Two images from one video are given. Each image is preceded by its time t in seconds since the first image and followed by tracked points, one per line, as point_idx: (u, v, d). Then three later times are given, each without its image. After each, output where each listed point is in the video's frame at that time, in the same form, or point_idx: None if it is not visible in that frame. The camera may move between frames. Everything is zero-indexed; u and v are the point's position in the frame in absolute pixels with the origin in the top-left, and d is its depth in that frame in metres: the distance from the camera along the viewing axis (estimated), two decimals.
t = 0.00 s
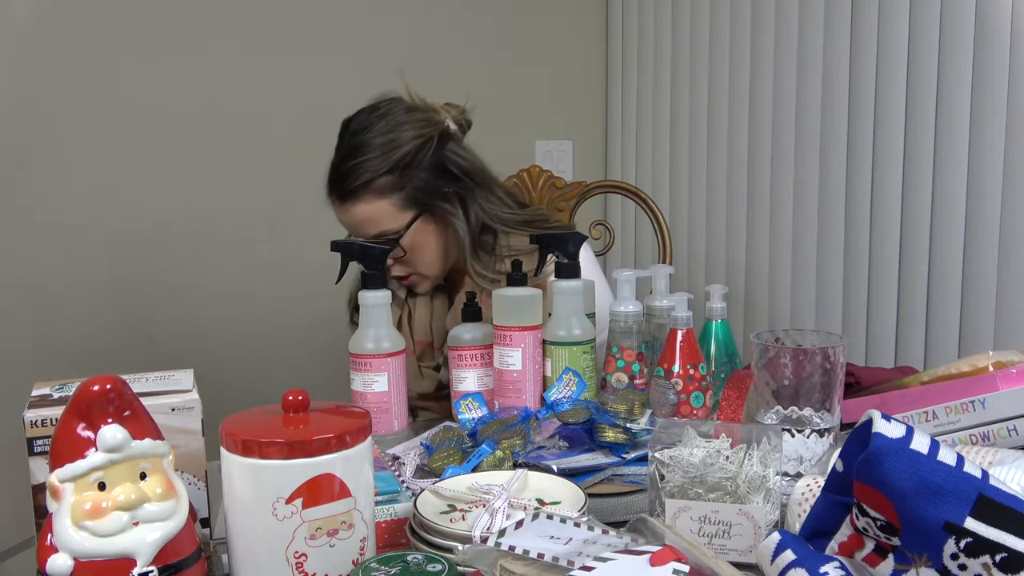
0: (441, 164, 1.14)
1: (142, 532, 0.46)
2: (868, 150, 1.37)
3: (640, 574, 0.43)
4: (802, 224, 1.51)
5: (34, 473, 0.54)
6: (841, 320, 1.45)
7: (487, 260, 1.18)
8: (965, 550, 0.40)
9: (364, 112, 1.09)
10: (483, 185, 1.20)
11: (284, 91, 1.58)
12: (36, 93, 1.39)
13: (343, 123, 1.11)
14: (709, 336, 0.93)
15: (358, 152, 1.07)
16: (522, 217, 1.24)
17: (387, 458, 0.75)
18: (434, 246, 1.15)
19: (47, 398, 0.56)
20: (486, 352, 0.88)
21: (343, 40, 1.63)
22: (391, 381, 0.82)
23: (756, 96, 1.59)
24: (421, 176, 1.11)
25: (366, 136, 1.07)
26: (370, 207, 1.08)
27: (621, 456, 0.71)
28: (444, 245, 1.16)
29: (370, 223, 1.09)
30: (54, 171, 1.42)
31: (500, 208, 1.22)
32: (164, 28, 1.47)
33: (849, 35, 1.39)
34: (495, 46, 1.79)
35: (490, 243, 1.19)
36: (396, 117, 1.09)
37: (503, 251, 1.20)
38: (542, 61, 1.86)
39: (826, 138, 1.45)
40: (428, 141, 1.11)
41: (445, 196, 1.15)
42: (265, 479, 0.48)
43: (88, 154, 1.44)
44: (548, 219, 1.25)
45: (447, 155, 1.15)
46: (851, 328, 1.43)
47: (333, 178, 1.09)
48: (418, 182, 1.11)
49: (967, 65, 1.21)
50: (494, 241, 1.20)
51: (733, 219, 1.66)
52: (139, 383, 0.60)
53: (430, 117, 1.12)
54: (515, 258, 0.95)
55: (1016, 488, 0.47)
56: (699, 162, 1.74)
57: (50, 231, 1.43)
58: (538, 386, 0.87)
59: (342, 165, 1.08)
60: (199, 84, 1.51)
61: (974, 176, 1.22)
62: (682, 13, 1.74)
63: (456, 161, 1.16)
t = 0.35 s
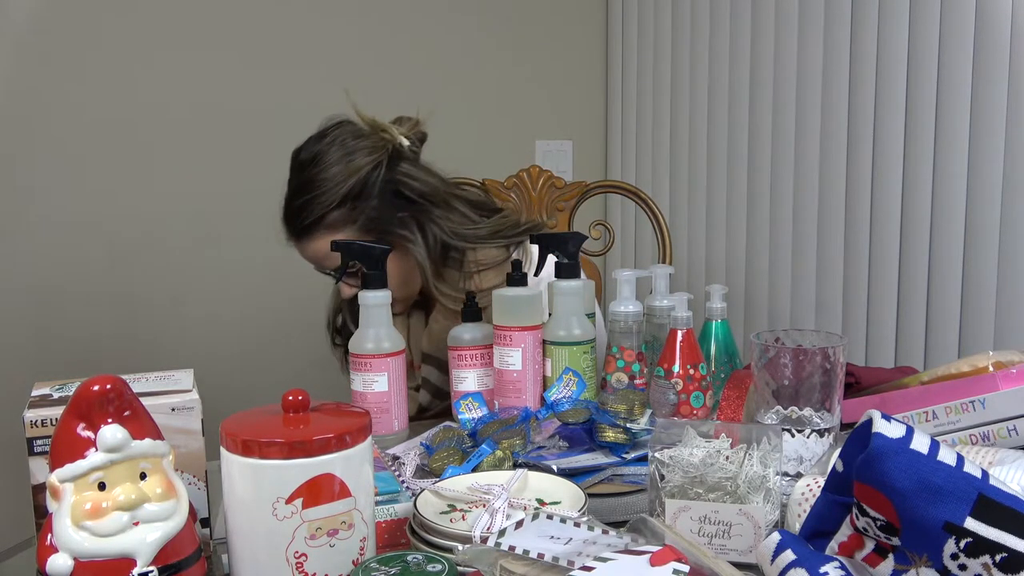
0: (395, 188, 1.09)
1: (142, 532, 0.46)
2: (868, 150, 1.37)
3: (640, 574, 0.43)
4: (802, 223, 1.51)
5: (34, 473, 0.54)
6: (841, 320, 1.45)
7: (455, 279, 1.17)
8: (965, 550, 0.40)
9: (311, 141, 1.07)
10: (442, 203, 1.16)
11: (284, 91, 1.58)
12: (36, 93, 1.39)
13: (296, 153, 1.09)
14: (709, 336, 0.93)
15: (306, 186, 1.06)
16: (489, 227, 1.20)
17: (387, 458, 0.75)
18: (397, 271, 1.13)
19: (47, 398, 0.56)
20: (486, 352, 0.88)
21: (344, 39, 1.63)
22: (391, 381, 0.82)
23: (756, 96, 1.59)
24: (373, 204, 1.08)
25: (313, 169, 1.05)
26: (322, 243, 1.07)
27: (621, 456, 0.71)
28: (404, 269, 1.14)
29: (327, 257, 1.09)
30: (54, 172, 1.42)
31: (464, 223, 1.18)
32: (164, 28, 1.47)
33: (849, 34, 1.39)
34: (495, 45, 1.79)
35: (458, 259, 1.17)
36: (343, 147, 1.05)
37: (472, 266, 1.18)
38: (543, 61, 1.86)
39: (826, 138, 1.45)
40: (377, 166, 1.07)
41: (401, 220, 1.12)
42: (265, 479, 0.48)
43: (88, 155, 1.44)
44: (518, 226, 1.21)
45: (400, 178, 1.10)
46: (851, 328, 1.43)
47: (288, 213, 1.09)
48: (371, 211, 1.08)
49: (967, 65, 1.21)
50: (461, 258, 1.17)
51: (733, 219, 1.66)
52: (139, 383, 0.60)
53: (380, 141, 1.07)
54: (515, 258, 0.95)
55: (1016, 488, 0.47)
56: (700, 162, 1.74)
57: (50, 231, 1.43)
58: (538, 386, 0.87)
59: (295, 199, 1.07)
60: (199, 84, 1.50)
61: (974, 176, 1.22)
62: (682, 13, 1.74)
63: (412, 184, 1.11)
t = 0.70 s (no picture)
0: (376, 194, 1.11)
1: (142, 532, 0.46)
2: (868, 150, 1.37)
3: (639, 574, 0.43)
4: (802, 223, 1.51)
5: (34, 473, 0.54)
6: (841, 320, 1.45)
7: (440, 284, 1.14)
8: (965, 550, 0.40)
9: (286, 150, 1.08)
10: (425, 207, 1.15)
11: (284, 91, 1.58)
12: (36, 93, 1.39)
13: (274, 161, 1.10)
14: (709, 336, 0.93)
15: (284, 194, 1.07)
16: (473, 229, 1.18)
17: (388, 458, 0.75)
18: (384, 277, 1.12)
19: (47, 398, 0.56)
20: (485, 352, 0.88)
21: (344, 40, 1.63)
22: (391, 381, 0.82)
23: (756, 97, 1.59)
24: (355, 209, 1.09)
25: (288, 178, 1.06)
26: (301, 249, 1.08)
27: (621, 456, 0.71)
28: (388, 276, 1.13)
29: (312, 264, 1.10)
30: (54, 171, 1.42)
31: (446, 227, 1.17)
32: (164, 28, 1.47)
33: (850, 33, 1.39)
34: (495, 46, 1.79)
35: (442, 264, 1.15)
36: (322, 155, 1.07)
37: (456, 270, 1.16)
38: (543, 61, 1.86)
39: (827, 138, 1.45)
40: (356, 173, 1.08)
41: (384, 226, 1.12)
42: (264, 479, 0.48)
43: (88, 155, 1.44)
44: (502, 227, 1.18)
45: (380, 184, 1.11)
46: (850, 328, 1.43)
47: (267, 222, 1.10)
48: (353, 217, 1.09)
49: (968, 65, 1.21)
50: (444, 262, 1.15)
51: (733, 219, 1.66)
52: (139, 383, 0.60)
53: (358, 148, 1.09)
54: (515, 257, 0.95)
55: (1016, 488, 0.47)
56: (700, 163, 1.74)
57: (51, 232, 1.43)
58: (537, 386, 0.87)
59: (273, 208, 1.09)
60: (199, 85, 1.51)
61: (974, 176, 1.22)
62: (682, 14, 1.74)
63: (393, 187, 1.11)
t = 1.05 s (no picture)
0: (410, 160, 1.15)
1: (142, 532, 0.46)
2: (868, 151, 1.37)
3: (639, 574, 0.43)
4: (802, 224, 1.51)
5: (35, 473, 0.54)
6: (841, 320, 1.45)
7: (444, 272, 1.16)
8: (965, 550, 0.40)
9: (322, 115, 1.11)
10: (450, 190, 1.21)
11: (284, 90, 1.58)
12: (38, 93, 1.41)
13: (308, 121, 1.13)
14: (709, 336, 0.93)
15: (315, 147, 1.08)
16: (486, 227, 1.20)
17: (387, 458, 0.75)
18: (405, 247, 1.14)
19: (47, 398, 0.56)
20: (485, 352, 0.88)
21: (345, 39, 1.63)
22: (391, 381, 0.82)
23: (756, 96, 1.60)
24: (391, 169, 1.12)
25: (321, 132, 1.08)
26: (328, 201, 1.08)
27: (621, 456, 0.71)
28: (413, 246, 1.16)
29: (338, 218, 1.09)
30: (54, 172, 1.42)
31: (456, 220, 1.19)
32: (165, 28, 1.48)
33: (850, 33, 1.39)
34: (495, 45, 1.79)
35: (450, 254, 1.17)
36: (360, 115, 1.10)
37: (462, 261, 1.17)
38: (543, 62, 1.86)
39: (827, 137, 1.45)
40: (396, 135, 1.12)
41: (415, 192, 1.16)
42: (264, 479, 0.48)
43: (88, 155, 1.45)
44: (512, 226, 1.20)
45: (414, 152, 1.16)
46: (851, 328, 1.43)
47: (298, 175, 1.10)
48: (390, 175, 1.12)
49: (967, 65, 1.21)
50: (452, 252, 1.17)
51: (733, 220, 1.66)
52: (139, 383, 0.60)
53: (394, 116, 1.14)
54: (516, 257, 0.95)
55: (1016, 488, 0.47)
56: (699, 164, 1.74)
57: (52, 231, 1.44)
58: (537, 386, 0.87)
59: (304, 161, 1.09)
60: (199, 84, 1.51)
61: (973, 177, 1.23)
62: (682, 16, 1.75)
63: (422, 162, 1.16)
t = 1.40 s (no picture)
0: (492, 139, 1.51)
1: (142, 532, 0.46)
2: (869, 150, 1.37)
3: (639, 573, 0.43)
4: (802, 224, 1.51)
5: (34, 473, 0.54)
6: (841, 320, 1.46)
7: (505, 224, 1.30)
8: (965, 550, 0.40)
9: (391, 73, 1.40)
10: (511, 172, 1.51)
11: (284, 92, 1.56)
12: (38, 92, 1.41)
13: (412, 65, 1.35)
14: (710, 336, 0.93)
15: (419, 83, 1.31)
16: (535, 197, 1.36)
17: (387, 458, 0.75)
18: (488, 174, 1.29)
19: (47, 398, 0.56)
20: (485, 351, 0.88)
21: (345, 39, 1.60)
22: (391, 381, 0.82)
23: (756, 98, 1.60)
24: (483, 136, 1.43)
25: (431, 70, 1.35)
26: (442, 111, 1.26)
27: (621, 456, 0.71)
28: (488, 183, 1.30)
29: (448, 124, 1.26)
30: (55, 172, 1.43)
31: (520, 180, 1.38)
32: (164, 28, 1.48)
33: (850, 33, 1.39)
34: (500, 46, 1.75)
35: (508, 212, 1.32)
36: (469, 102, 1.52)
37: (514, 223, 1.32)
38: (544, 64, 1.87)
39: (827, 135, 1.45)
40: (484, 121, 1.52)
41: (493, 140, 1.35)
42: (264, 479, 0.48)
43: (89, 155, 1.45)
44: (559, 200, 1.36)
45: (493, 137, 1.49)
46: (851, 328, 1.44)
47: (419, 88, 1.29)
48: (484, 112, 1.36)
49: (967, 66, 1.22)
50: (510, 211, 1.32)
51: (733, 220, 1.67)
52: (138, 383, 0.60)
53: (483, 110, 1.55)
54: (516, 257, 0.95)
55: (1016, 488, 0.47)
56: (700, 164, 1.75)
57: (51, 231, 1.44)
58: (537, 386, 0.87)
59: (404, 91, 1.31)
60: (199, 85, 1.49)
61: (974, 177, 1.23)
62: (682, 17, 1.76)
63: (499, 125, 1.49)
